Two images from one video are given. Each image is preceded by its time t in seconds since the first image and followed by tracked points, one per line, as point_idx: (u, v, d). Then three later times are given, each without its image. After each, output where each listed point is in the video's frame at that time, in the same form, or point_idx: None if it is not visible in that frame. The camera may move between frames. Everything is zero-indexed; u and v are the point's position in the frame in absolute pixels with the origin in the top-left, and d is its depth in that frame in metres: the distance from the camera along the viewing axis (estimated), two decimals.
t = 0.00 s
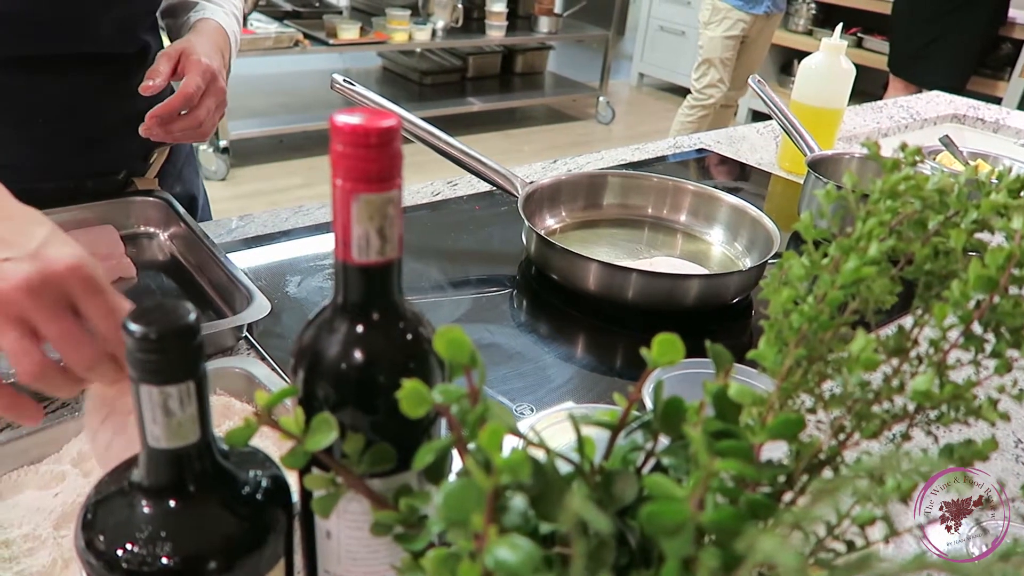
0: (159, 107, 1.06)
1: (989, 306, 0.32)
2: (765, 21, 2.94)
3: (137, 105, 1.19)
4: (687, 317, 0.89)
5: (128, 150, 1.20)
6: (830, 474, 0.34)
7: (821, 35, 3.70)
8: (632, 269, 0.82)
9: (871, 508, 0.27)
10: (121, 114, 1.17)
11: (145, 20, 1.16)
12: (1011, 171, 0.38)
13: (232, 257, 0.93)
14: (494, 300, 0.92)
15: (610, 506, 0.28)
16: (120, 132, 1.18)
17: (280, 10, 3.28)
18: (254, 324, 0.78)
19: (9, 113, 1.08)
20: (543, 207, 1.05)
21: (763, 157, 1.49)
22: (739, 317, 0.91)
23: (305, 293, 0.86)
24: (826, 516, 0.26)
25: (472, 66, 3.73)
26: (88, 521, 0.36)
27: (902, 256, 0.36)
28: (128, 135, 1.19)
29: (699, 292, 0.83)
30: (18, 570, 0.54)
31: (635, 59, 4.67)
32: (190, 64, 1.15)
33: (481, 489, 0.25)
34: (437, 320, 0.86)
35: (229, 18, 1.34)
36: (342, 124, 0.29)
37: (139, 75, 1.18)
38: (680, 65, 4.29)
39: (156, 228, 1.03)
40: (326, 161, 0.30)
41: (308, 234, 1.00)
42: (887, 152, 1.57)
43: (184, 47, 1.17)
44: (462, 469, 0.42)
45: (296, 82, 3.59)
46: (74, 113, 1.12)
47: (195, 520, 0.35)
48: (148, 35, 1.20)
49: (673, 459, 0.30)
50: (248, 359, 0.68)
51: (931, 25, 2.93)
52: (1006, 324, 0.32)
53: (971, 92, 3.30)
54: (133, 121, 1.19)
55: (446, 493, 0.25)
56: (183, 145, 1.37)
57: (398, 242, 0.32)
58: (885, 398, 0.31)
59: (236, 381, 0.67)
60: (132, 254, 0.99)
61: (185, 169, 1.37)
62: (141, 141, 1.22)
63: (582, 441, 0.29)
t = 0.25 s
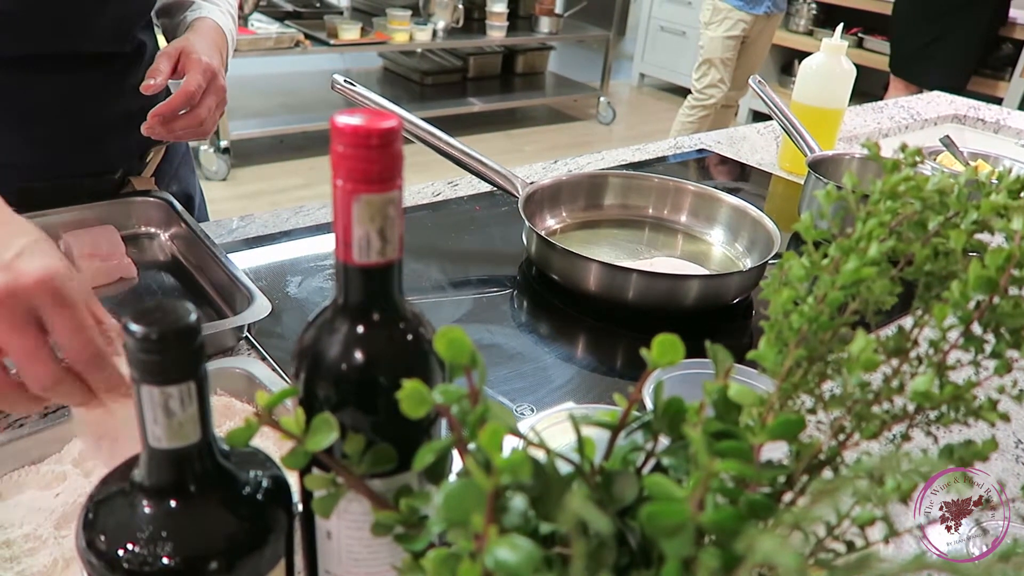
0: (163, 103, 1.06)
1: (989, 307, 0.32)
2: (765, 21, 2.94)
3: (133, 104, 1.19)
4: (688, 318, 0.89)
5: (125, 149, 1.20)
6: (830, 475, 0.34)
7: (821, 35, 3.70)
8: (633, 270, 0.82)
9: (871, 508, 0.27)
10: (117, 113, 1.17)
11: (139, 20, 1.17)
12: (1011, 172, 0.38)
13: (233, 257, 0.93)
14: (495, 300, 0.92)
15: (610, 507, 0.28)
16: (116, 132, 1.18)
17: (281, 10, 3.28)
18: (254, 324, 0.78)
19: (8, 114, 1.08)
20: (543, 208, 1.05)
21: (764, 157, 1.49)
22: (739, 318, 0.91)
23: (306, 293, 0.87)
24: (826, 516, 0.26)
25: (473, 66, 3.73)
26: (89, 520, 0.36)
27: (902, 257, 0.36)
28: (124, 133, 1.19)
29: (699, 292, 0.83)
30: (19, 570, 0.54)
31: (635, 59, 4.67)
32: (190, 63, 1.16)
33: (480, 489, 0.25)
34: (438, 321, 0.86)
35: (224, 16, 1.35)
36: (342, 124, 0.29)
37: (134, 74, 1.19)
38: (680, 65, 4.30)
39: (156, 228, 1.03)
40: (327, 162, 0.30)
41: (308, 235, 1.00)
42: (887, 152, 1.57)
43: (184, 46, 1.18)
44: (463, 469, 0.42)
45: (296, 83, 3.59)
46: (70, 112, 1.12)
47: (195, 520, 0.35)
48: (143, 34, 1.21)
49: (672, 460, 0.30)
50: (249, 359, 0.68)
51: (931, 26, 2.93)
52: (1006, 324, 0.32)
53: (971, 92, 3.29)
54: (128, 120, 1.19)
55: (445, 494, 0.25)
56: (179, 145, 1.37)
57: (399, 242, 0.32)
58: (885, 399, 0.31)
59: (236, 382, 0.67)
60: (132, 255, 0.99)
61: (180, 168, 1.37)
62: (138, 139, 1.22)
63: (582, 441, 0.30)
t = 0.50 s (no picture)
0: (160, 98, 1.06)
1: (989, 307, 0.32)
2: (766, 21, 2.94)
3: (131, 103, 1.19)
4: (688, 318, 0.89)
5: (125, 147, 1.20)
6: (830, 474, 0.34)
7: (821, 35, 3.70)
8: (633, 270, 0.82)
9: (871, 508, 0.27)
10: (116, 112, 1.17)
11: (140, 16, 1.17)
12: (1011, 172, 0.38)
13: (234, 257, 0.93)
14: (496, 300, 0.92)
15: (610, 506, 0.28)
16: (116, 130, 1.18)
17: (281, 10, 3.28)
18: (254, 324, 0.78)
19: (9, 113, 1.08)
20: (544, 208, 1.05)
21: (764, 157, 1.49)
22: (739, 318, 0.91)
23: (305, 292, 0.87)
24: (826, 516, 0.26)
25: (473, 66, 3.73)
26: (89, 520, 0.36)
27: (902, 256, 0.36)
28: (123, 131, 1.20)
29: (699, 292, 0.83)
30: (19, 570, 0.54)
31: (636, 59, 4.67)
32: (188, 61, 1.16)
33: (480, 489, 0.25)
34: (438, 321, 0.86)
35: (222, 12, 1.35)
36: (342, 124, 0.29)
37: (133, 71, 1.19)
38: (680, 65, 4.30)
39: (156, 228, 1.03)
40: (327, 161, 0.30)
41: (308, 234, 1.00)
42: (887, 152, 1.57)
43: (182, 43, 1.18)
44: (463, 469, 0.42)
45: (297, 83, 3.59)
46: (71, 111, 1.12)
47: (195, 519, 0.35)
48: (142, 30, 1.21)
49: (672, 459, 0.30)
50: (249, 359, 0.68)
51: (931, 26, 2.93)
52: (1006, 324, 0.32)
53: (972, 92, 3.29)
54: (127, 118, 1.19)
55: (445, 494, 0.25)
56: (179, 143, 1.37)
57: (398, 242, 0.32)
58: (886, 399, 0.31)
59: (236, 382, 0.67)
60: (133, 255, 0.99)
61: (183, 165, 1.38)
62: (138, 136, 1.22)
63: (582, 441, 0.29)
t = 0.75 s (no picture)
0: (207, 123, 1.07)
1: (990, 307, 0.32)
2: (766, 20, 2.94)
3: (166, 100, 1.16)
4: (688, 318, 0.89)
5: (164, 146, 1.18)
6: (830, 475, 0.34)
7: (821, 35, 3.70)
8: (633, 270, 0.82)
9: (872, 509, 0.27)
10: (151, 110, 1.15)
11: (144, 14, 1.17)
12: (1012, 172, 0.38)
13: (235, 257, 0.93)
14: (496, 300, 0.92)
15: (610, 506, 0.28)
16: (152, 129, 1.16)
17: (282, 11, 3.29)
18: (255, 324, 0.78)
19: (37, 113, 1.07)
20: (544, 208, 1.05)
21: (764, 157, 1.49)
22: (740, 318, 0.91)
23: (306, 292, 0.87)
24: (826, 516, 0.26)
25: (474, 66, 3.73)
26: (88, 519, 0.36)
27: (903, 257, 0.36)
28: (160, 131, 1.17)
29: (699, 292, 0.83)
30: (19, 570, 0.54)
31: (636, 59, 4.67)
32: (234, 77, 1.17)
33: (479, 489, 0.25)
34: (437, 321, 0.86)
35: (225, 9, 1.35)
36: (343, 124, 0.29)
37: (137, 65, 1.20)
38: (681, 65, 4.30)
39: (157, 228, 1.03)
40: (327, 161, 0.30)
41: (308, 234, 1.00)
42: (888, 152, 1.57)
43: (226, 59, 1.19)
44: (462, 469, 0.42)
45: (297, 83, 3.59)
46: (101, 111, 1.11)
47: (194, 520, 0.35)
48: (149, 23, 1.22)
49: (673, 459, 0.30)
50: (249, 359, 0.68)
51: (931, 26, 2.93)
52: (1006, 324, 0.32)
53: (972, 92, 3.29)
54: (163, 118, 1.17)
55: (444, 493, 0.25)
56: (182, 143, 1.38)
57: (398, 242, 0.32)
58: (886, 399, 0.31)
59: (236, 382, 0.67)
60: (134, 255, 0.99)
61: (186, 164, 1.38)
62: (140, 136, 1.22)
63: (582, 441, 0.29)
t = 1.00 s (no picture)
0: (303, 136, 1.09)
1: (989, 306, 0.32)
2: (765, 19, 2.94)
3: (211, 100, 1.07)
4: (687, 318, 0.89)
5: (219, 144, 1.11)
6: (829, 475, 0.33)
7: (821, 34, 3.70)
8: (633, 270, 0.82)
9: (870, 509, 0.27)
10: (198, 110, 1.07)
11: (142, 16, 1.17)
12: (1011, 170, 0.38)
13: (234, 258, 0.93)
14: (495, 301, 0.92)
15: (607, 508, 0.28)
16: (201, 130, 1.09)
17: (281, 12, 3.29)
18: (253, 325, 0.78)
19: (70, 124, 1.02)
20: (543, 208, 1.05)
21: (764, 157, 1.49)
22: (739, 318, 0.91)
23: (305, 293, 0.87)
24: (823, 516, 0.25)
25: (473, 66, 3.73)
26: (83, 522, 0.36)
27: (901, 256, 0.35)
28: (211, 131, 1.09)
29: (699, 292, 0.83)
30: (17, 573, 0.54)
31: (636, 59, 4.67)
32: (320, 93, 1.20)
33: (474, 491, 0.25)
34: (435, 322, 0.86)
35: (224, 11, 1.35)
36: (337, 124, 0.29)
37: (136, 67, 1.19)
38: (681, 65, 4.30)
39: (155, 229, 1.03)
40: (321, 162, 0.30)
41: (308, 235, 1.00)
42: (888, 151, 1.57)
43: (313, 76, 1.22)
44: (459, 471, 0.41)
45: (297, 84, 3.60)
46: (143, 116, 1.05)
47: (189, 523, 0.35)
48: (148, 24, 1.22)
49: (670, 460, 0.30)
50: (247, 361, 0.68)
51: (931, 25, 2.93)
52: (1005, 323, 0.32)
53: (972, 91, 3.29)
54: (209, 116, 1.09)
55: (439, 495, 0.25)
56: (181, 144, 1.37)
57: (394, 242, 0.32)
58: (885, 399, 0.30)
59: (234, 383, 0.67)
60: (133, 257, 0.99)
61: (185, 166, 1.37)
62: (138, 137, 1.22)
63: (579, 442, 0.29)
